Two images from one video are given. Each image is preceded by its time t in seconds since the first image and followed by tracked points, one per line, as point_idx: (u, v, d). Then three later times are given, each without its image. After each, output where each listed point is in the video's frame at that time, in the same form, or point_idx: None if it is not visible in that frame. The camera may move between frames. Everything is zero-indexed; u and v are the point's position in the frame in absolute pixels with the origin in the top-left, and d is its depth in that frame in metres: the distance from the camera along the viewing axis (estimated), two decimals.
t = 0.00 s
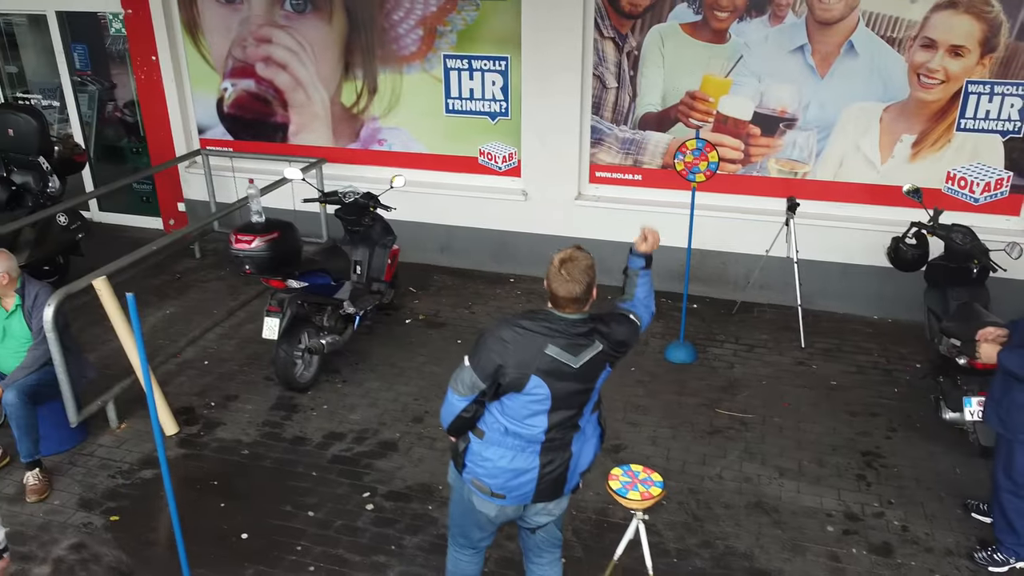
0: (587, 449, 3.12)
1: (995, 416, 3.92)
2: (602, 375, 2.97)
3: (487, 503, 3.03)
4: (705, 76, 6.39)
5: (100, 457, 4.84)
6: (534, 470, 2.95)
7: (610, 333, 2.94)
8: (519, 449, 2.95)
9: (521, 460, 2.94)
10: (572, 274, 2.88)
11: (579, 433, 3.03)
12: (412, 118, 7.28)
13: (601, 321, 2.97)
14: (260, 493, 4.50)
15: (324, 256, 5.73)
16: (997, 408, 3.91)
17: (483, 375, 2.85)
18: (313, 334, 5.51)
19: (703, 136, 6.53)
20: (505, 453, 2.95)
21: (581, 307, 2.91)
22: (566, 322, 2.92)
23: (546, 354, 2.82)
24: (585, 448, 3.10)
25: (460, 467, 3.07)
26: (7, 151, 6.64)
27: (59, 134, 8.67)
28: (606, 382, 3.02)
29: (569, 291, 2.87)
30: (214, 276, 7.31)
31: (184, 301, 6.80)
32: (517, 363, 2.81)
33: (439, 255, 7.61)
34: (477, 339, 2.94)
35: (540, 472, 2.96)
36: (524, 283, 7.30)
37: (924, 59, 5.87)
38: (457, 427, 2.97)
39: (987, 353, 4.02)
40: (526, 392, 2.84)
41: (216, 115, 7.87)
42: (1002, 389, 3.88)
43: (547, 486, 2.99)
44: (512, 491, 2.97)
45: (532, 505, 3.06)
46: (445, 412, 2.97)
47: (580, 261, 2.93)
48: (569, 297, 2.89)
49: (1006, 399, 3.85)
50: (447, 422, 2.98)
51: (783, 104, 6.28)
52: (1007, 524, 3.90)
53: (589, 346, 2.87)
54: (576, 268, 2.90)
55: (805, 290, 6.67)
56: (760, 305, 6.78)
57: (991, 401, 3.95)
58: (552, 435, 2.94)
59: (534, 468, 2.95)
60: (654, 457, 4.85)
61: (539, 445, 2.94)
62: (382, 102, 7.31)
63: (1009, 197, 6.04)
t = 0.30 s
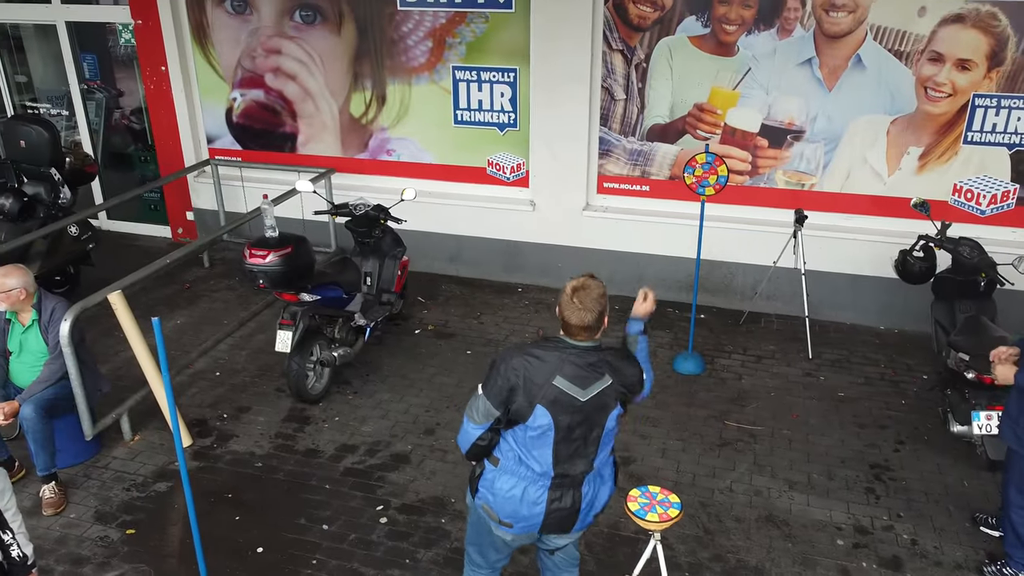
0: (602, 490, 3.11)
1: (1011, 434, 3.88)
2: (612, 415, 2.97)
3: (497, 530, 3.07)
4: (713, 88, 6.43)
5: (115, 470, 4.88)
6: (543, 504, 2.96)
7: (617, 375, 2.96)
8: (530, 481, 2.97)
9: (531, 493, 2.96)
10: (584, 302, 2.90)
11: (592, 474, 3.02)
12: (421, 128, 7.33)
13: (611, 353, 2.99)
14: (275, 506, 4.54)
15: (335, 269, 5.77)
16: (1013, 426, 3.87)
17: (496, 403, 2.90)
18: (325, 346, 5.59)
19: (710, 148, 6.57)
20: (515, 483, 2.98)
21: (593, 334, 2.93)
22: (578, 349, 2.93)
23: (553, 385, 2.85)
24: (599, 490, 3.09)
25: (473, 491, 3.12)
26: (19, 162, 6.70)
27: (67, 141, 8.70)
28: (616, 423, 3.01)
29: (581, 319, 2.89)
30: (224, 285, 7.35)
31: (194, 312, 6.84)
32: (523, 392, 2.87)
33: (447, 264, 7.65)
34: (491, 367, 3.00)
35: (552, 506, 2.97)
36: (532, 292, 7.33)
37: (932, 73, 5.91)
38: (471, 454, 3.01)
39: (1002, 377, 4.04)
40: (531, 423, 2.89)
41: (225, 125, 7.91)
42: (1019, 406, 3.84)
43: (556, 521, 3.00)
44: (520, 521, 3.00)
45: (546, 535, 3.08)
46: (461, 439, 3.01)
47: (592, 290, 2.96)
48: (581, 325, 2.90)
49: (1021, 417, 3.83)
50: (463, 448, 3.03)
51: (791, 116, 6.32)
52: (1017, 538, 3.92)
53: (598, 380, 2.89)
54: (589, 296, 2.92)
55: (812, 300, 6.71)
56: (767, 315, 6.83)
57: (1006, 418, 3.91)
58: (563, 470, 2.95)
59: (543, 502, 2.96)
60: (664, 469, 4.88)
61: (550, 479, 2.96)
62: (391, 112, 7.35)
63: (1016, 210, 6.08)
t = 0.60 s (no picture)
0: (597, 500, 3.08)
1: (1013, 435, 3.91)
2: (599, 417, 2.92)
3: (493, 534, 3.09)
4: (715, 91, 6.45)
5: (119, 472, 4.90)
6: (534, 507, 2.97)
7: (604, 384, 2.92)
8: (520, 485, 2.98)
9: (522, 496, 2.98)
10: (567, 303, 2.94)
11: (585, 482, 3.00)
12: (423, 131, 7.35)
13: (598, 358, 2.98)
14: (278, 508, 4.56)
15: (338, 270, 5.79)
16: (1015, 428, 3.91)
17: (484, 404, 2.95)
18: (327, 348, 5.60)
19: (712, 150, 6.59)
20: (506, 487, 3.00)
21: (576, 335, 2.94)
22: (562, 350, 2.95)
23: (535, 385, 2.88)
24: (594, 500, 3.06)
25: (470, 496, 3.15)
26: (22, 164, 6.73)
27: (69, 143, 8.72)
28: (606, 430, 2.95)
29: (564, 319, 2.91)
30: (226, 287, 7.37)
31: (196, 314, 6.86)
32: (504, 392, 2.91)
33: (449, 266, 7.67)
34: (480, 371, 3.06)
35: (545, 509, 2.97)
36: (534, 294, 7.35)
37: (933, 76, 5.93)
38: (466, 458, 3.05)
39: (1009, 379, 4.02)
40: (513, 423, 2.91)
41: (228, 127, 7.94)
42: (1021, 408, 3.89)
43: (550, 527, 3.00)
44: (513, 526, 3.01)
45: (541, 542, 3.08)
46: (455, 443, 3.02)
47: (576, 291, 3.00)
48: (564, 325, 2.93)
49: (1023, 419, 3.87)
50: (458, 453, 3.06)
51: (792, 118, 6.34)
52: (1018, 541, 3.93)
53: (582, 383, 2.89)
54: (572, 297, 2.95)
55: (814, 302, 6.73)
56: (769, 317, 6.85)
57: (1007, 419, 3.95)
58: (552, 473, 2.95)
59: (534, 506, 2.97)
60: (666, 471, 4.90)
61: (539, 482, 2.97)
62: (393, 115, 7.37)
63: (1017, 212, 6.10)
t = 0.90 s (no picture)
0: (567, 500, 3.07)
1: (1004, 434, 3.94)
2: (556, 408, 2.94)
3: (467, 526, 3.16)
4: (712, 91, 6.46)
5: (117, 471, 4.91)
6: (499, 500, 3.03)
7: (561, 376, 2.95)
8: (486, 476, 3.04)
9: (488, 488, 3.03)
10: (522, 293, 3.03)
11: (551, 478, 3.02)
12: (421, 131, 7.36)
13: (556, 348, 3.03)
14: (275, 508, 4.57)
15: (336, 270, 5.80)
16: (1006, 427, 3.94)
17: (447, 397, 3.07)
18: (325, 348, 5.63)
19: (709, 151, 6.61)
20: (474, 479, 3.06)
21: (533, 323, 3.04)
22: (518, 340, 3.05)
23: (490, 377, 2.96)
24: (563, 499, 3.05)
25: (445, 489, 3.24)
26: (21, 164, 6.74)
27: (68, 143, 8.74)
28: (564, 422, 2.96)
29: (519, 309, 3.01)
30: (225, 287, 7.38)
31: (194, 314, 6.87)
32: (461, 385, 3.00)
33: (447, 266, 7.68)
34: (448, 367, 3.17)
35: (511, 502, 3.02)
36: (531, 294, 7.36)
37: (929, 77, 5.94)
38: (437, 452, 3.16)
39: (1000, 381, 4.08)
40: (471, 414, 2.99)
41: (226, 128, 7.96)
42: (1013, 407, 3.93)
43: (518, 520, 3.03)
44: (482, 517, 3.07)
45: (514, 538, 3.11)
46: (425, 437, 3.15)
47: (531, 281, 3.08)
48: (519, 315, 3.02)
49: (1015, 418, 3.90)
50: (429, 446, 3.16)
51: (789, 119, 6.35)
52: (1013, 541, 3.94)
53: (536, 374, 2.94)
54: (526, 287, 3.05)
55: (810, 302, 6.74)
56: (766, 317, 6.86)
57: (998, 419, 3.99)
58: (514, 466, 2.99)
59: (499, 499, 3.02)
60: (663, 471, 4.91)
61: (503, 475, 3.01)
62: (391, 115, 7.39)
63: (1013, 213, 6.11)
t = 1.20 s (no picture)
0: (524, 488, 3.11)
1: (997, 436, 3.96)
2: (508, 396, 2.98)
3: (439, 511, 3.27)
4: (708, 91, 6.47)
5: (112, 470, 4.92)
6: (458, 486, 3.11)
7: (515, 364, 2.99)
8: (446, 462, 3.13)
9: (449, 473, 3.13)
10: (480, 279, 3.09)
11: (506, 465, 3.07)
12: (418, 131, 7.37)
13: (513, 336, 3.07)
14: (270, 506, 4.57)
15: (332, 269, 5.81)
16: (1000, 429, 3.95)
17: (412, 381, 3.17)
18: (320, 347, 5.66)
19: (705, 150, 6.62)
20: (438, 463, 3.17)
21: (492, 310, 3.08)
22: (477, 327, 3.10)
23: (447, 363, 3.03)
24: (520, 486, 3.10)
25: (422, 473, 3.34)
26: (18, 163, 6.74)
27: (65, 143, 8.74)
28: (516, 412, 3.00)
29: (478, 296, 3.07)
30: (221, 286, 7.39)
31: (191, 313, 6.88)
32: (419, 370, 3.08)
33: (444, 266, 7.69)
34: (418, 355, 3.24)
35: (469, 489, 3.10)
36: (528, 293, 7.37)
37: (924, 76, 5.95)
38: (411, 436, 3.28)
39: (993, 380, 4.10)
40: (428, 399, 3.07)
41: (223, 127, 7.97)
42: (1005, 409, 3.94)
43: (477, 507, 3.10)
44: (446, 503, 3.16)
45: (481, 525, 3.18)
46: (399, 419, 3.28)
47: (489, 269, 3.15)
48: (478, 302, 3.08)
49: (1008, 420, 3.91)
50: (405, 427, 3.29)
51: (785, 118, 6.36)
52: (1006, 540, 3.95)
53: (491, 362, 3.00)
54: (484, 274, 3.11)
55: (806, 301, 6.75)
56: (762, 316, 6.87)
57: (992, 420, 4.01)
58: (469, 451, 3.06)
59: (458, 485, 3.11)
60: (657, 470, 4.92)
61: (460, 461, 3.09)
62: (388, 115, 7.40)
63: (1008, 212, 6.12)
